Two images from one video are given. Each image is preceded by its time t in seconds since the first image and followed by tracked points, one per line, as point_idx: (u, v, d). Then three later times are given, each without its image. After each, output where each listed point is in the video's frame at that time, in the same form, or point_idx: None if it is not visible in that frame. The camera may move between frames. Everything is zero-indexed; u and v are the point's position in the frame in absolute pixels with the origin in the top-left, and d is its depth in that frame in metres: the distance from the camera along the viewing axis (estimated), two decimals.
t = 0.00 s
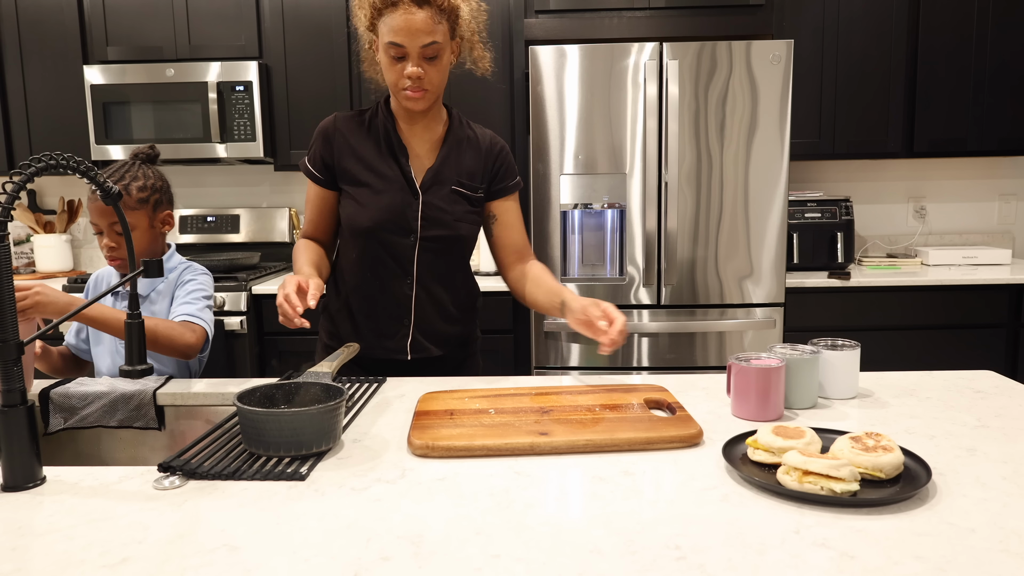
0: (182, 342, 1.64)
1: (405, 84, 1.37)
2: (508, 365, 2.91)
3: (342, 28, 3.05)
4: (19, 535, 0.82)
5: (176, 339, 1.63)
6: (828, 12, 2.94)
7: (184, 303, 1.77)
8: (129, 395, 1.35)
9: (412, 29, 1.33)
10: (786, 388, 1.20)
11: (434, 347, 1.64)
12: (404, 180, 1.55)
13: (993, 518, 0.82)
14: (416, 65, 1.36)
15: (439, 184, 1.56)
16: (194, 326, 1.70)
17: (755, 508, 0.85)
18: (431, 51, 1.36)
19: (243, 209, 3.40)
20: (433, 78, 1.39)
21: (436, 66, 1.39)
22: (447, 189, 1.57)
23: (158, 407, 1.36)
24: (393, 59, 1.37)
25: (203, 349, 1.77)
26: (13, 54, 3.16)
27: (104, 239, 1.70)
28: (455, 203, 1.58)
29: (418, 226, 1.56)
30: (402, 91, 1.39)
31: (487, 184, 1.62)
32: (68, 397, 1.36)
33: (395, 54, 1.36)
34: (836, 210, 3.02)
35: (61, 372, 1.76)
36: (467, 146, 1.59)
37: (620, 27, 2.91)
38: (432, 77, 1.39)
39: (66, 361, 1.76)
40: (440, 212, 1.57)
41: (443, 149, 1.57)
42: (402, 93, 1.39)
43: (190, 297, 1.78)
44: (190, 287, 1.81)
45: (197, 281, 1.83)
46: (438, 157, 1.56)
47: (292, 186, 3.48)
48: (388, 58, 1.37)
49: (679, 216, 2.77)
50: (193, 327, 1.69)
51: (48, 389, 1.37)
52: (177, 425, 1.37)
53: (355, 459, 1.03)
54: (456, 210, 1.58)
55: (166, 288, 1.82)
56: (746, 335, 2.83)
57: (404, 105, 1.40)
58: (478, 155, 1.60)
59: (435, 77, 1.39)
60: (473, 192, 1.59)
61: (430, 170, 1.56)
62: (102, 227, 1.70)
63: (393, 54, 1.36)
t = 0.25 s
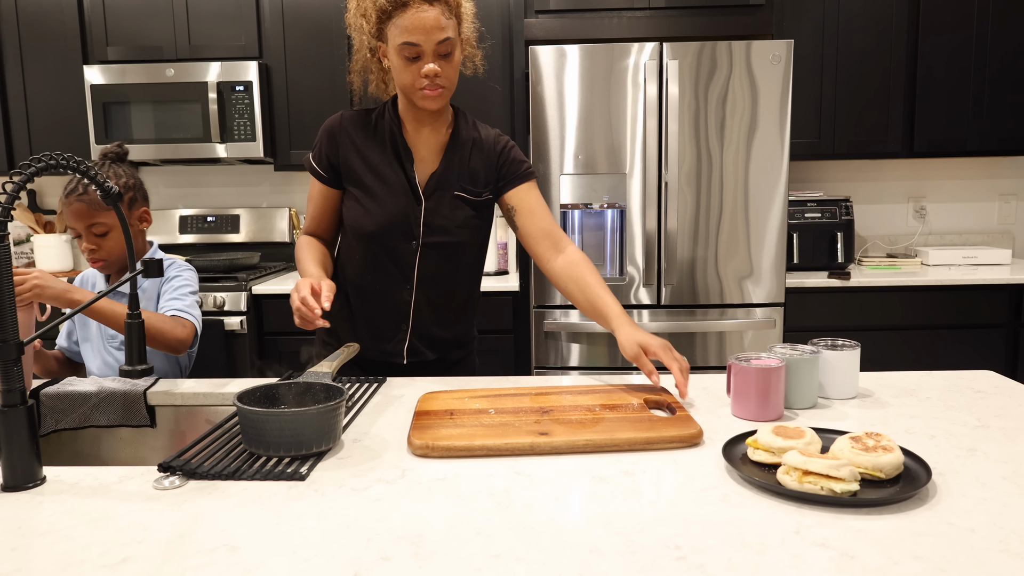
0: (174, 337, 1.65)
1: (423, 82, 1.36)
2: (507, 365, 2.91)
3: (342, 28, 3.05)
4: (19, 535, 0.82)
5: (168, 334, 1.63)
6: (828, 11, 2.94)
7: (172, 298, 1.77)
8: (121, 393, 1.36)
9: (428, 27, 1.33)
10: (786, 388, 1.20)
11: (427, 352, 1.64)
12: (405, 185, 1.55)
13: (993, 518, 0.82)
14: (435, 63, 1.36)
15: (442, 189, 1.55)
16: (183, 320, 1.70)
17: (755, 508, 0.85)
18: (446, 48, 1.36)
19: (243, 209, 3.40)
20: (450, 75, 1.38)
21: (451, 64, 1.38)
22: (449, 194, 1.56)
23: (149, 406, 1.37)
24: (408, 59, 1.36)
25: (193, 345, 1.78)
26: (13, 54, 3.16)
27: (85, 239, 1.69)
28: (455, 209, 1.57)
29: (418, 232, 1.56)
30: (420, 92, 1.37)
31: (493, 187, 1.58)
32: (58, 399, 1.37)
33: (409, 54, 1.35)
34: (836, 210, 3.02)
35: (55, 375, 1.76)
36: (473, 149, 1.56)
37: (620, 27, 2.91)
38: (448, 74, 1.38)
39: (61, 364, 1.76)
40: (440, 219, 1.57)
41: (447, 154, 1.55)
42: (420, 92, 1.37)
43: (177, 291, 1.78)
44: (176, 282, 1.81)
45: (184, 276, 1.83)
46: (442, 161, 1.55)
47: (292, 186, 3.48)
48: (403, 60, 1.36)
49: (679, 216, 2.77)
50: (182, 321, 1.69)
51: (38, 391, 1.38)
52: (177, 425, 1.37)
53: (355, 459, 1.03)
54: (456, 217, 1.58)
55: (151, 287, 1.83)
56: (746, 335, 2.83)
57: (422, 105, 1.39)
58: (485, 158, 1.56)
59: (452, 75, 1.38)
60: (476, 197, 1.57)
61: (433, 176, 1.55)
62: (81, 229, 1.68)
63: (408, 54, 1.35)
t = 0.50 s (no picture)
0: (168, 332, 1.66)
1: (425, 84, 1.36)
2: (508, 365, 2.92)
3: (342, 28, 3.05)
4: (19, 535, 0.82)
5: (162, 329, 1.65)
6: (828, 11, 2.94)
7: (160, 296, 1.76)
8: (119, 393, 1.36)
9: (429, 28, 1.32)
10: (786, 388, 1.20)
11: (422, 357, 1.66)
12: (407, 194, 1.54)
13: (993, 518, 0.82)
14: (438, 66, 1.35)
15: (444, 198, 1.55)
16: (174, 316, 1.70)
17: (755, 509, 0.85)
18: (449, 50, 1.35)
19: (243, 209, 3.40)
20: (453, 77, 1.37)
21: (454, 66, 1.37)
22: (449, 203, 1.55)
23: (148, 406, 1.37)
24: (411, 62, 1.36)
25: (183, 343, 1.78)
26: (13, 54, 3.16)
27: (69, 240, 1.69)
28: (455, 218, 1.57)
29: (419, 242, 1.57)
30: (422, 93, 1.37)
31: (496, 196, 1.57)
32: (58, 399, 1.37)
33: (412, 56, 1.35)
34: (836, 210, 3.02)
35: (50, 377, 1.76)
36: (476, 158, 1.55)
37: (620, 27, 2.91)
38: (451, 76, 1.37)
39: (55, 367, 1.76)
40: (438, 228, 1.56)
41: (450, 163, 1.54)
42: (422, 94, 1.36)
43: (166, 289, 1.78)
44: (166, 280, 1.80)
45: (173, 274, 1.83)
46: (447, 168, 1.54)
47: (293, 186, 3.47)
48: (406, 62, 1.36)
49: (679, 216, 2.77)
50: (174, 317, 1.70)
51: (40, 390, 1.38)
52: (177, 425, 1.37)
53: (355, 459, 1.03)
54: (455, 228, 1.57)
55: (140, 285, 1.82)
56: (746, 335, 2.83)
57: (425, 108, 1.38)
58: (488, 166, 1.55)
59: (455, 77, 1.37)
60: (476, 206, 1.56)
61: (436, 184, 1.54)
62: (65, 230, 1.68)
63: (410, 57, 1.35)
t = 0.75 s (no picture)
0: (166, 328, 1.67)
1: (410, 82, 1.35)
2: (507, 365, 2.92)
3: (341, 27, 3.05)
4: (19, 535, 0.82)
5: (160, 325, 1.66)
6: (828, 11, 2.94)
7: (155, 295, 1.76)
8: (120, 393, 1.36)
9: (410, 25, 1.32)
10: (786, 388, 1.20)
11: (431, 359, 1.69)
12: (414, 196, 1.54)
13: (993, 518, 0.82)
14: (423, 62, 1.34)
15: (446, 198, 1.55)
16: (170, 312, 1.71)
17: (755, 508, 0.85)
18: (433, 46, 1.34)
19: (243, 210, 3.41)
20: (440, 73, 1.36)
21: (440, 62, 1.37)
22: (451, 204, 1.56)
23: (148, 405, 1.37)
24: (398, 60, 1.36)
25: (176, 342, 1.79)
26: (13, 55, 3.16)
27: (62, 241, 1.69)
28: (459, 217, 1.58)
29: (428, 245, 1.58)
30: (408, 91, 1.37)
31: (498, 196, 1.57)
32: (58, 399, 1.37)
33: (397, 54, 1.35)
34: (837, 210, 3.02)
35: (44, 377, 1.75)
36: (477, 157, 1.55)
37: (620, 27, 2.91)
38: (439, 72, 1.37)
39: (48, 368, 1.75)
40: (441, 228, 1.57)
41: (451, 162, 1.53)
42: (408, 92, 1.36)
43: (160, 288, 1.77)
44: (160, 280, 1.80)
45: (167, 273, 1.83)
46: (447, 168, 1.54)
47: (293, 185, 3.47)
48: (393, 61, 1.36)
49: (679, 215, 2.77)
50: (170, 313, 1.70)
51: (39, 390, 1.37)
52: (177, 425, 1.37)
53: (355, 459, 1.02)
54: (458, 228, 1.58)
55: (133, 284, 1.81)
56: (746, 335, 2.83)
57: (414, 106, 1.38)
58: (490, 165, 1.55)
59: (442, 73, 1.37)
60: (480, 206, 1.57)
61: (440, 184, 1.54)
62: (58, 231, 1.68)
63: (396, 56, 1.35)
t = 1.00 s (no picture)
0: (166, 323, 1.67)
1: (391, 81, 1.37)
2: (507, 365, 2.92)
3: (341, 27, 3.05)
4: (19, 535, 0.81)
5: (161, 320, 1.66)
6: (828, 11, 2.94)
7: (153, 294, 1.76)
8: (120, 392, 1.36)
9: (386, 25, 1.32)
10: (786, 388, 1.20)
11: (439, 357, 1.67)
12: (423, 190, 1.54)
13: (993, 518, 0.82)
14: (399, 61, 1.35)
15: (454, 194, 1.55)
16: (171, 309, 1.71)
17: (755, 508, 0.85)
18: (409, 45, 1.33)
19: (243, 209, 3.41)
20: (417, 73, 1.36)
21: (419, 62, 1.36)
22: (462, 200, 1.56)
23: (149, 405, 1.37)
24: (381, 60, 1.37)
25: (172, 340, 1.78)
26: (13, 54, 3.16)
27: (65, 232, 1.69)
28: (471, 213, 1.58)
29: (436, 241, 1.57)
30: (392, 90, 1.39)
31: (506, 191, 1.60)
32: (58, 399, 1.36)
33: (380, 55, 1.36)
34: (836, 210, 3.02)
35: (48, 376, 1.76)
36: (482, 152, 1.56)
37: (620, 27, 2.91)
38: (418, 72, 1.36)
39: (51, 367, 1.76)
40: (452, 225, 1.57)
41: (459, 158, 1.54)
42: (391, 91, 1.39)
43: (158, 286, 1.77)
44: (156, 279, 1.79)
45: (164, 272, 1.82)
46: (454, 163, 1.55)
47: (293, 185, 3.47)
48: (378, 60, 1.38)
49: (679, 215, 2.77)
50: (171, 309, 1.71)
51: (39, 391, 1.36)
52: (177, 425, 1.37)
53: (354, 458, 1.02)
54: (469, 223, 1.58)
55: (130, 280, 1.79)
56: (746, 335, 2.83)
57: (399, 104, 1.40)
58: (493, 162, 1.57)
59: (420, 72, 1.36)
60: (489, 201, 1.58)
61: (446, 180, 1.55)
62: (63, 222, 1.67)
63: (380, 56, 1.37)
